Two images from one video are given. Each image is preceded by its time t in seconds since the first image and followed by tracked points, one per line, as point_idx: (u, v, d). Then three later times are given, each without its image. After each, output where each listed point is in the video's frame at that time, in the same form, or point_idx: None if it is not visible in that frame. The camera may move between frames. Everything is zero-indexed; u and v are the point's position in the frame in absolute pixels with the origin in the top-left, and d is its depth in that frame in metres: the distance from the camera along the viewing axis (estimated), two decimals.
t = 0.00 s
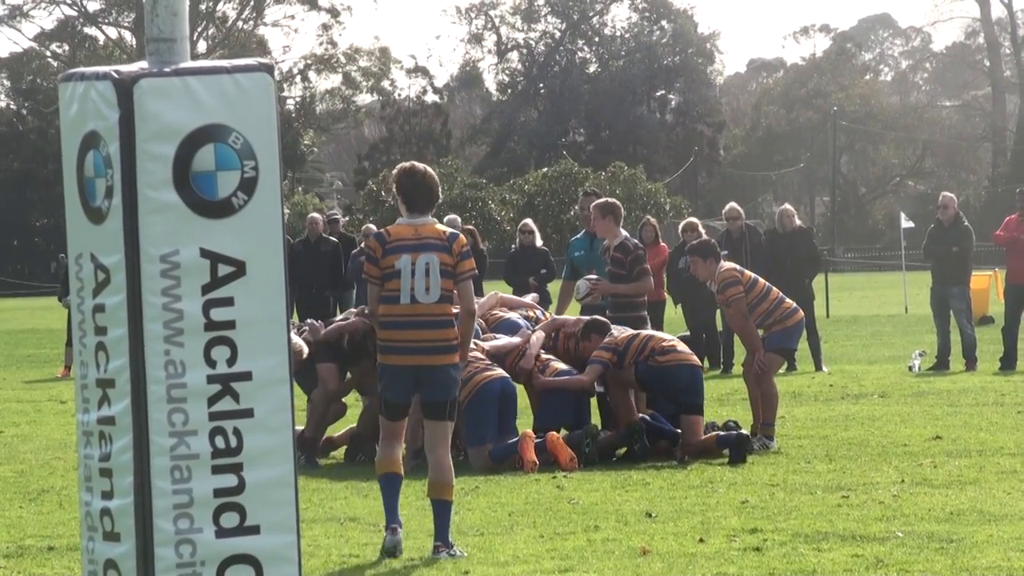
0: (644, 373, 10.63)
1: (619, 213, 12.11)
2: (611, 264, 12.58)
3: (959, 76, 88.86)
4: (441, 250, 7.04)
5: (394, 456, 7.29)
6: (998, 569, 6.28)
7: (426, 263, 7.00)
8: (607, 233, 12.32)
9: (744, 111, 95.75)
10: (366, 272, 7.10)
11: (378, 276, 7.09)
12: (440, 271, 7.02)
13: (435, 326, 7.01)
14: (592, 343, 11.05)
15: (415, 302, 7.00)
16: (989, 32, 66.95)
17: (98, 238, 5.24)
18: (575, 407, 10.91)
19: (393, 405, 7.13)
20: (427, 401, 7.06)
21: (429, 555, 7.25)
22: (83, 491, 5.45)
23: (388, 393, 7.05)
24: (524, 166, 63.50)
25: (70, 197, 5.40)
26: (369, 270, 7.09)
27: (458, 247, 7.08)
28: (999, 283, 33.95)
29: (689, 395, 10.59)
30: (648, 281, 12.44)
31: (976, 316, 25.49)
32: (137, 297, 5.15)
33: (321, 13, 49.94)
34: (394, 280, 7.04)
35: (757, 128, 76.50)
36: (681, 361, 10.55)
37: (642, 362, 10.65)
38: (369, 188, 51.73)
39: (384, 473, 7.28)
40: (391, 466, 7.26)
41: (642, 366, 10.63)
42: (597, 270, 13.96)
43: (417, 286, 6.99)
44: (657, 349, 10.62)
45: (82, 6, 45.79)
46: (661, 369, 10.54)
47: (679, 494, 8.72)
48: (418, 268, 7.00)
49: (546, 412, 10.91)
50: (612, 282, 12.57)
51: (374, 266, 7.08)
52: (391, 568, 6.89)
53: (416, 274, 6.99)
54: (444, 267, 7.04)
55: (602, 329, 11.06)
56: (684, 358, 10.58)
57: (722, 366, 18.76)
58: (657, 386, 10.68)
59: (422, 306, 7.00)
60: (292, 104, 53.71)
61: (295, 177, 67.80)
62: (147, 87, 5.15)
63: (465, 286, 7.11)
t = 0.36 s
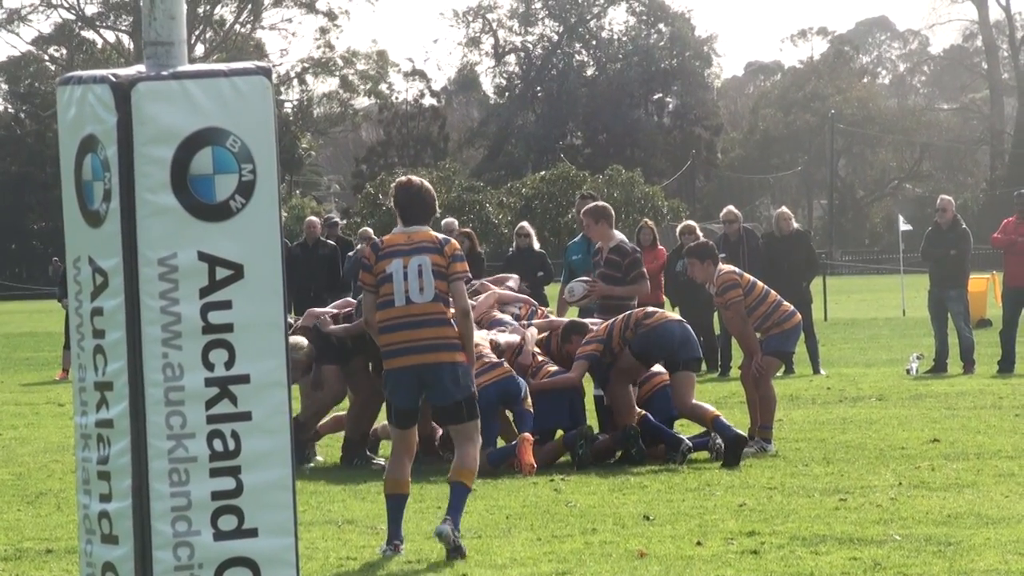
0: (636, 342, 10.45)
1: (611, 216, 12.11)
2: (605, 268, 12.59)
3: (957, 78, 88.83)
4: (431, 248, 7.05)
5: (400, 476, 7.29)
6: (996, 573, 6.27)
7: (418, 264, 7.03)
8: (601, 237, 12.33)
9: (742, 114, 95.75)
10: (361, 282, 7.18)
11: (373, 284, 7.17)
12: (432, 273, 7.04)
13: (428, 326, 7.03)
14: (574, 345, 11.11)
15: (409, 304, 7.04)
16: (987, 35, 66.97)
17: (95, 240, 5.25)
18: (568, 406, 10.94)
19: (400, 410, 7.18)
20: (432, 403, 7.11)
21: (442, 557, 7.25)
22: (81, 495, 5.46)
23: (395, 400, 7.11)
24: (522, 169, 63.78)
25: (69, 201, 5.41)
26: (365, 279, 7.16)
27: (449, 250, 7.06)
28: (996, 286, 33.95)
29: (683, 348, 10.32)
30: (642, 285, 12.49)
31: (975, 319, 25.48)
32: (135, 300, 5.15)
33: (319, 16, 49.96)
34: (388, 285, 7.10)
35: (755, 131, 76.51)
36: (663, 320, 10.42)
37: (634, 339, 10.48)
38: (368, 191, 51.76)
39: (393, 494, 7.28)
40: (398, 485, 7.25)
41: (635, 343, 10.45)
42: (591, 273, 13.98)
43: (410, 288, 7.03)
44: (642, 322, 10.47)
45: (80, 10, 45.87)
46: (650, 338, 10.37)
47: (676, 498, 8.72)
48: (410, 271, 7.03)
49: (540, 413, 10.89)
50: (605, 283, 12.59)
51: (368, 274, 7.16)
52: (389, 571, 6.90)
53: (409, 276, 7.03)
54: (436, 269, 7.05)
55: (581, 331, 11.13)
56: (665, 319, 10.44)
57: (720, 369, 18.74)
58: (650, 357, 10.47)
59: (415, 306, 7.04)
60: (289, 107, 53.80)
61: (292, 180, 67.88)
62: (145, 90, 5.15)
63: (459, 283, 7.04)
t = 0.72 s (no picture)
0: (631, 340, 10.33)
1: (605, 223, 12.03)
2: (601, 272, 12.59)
3: (956, 81, 88.88)
4: (465, 265, 7.49)
5: (409, 481, 7.38)
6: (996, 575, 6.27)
7: (452, 276, 7.39)
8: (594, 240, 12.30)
9: (741, 116, 95.76)
10: (389, 300, 7.50)
11: (402, 300, 7.47)
12: (465, 284, 7.41)
13: (465, 331, 7.32)
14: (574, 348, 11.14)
15: (443, 310, 7.32)
16: (986, 38, 66.97)
17: (95, 243, 5.25)
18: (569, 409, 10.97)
19: (422, 415, 7.34)
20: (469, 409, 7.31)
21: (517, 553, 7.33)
22: (80, 497, 5.46)
23: (422, 406, 7.30)
24: (521, 172, 64.04)
25: (69, 205, 5.41)
26: (393, 297, 7.47)
27: (477, 278, 7.51)
28: (995, 288, 33.95)
29: (676, 347, 10.24)
30: (637, 287, 12.48)
31: (973, 322, 25.50)
32: (135, 303, 5.16)
33: (318, 19, 49.97)
34: (421, 295, 7.37)
35: (754, 134, 76.55)
36: (654, 318, 10.32)
37: (628, 340, 10.39)
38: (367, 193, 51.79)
39: (399, 496, 7.36)
40: (408, 487, 7.36)
41: (629, 343, 10.34)
42: (590, 276, 13.98)
43: (444, 294, 7.34)
44: (636, 321, 10.38)
45: (79, 13, 45.92)
46: (643, 336, 10.26)
47: (676, 500, 8.72)
48: (446, 283, 7.36)
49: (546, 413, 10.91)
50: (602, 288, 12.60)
51: (398, 291, 7.46)
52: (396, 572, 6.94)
53: (444, 286, 7.36)
54: (469, 283, 7.45)
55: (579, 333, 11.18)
56: (657, 318, 10.33)
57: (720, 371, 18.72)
58: (647, 357, 10.32)
59: (449, 311, 7.31)
60: (289, 111, 53.85)
61: (290, 183, 67.89)
62: (144, 93, 5.15)
63: (488, 303, 7.56)
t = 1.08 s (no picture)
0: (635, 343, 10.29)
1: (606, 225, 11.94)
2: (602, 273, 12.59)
3: (957, 83, 88.91)
4: (484, 286, 7.71)
5: (413, 486, 7.32)
6: None
7: (469, 290, 7.57)
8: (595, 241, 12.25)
9: (743, 117, 95.79)
10: (409, 322, 7.70)
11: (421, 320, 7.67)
12: (483, 298, 7.59)
13: (480, 333, 7.44)
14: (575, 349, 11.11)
15: (459, 315, 7.46)
16: (988, 40, 66.91)
17: (96, 242, 5.25)
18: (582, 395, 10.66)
19: (434, 420, 7.39)
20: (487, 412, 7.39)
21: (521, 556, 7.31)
22: (81, 496, 5.45)
23: (436, 409, 7.37)
24: (523, 173, 64.13)
25: (70, 204, 5.40)
26: (413, 318, 7.67)
27: (494, 299, 7.71)
28: (997, 290, 33.96)
29: (680, 350, 10.24)
30: (636, 288, 12.47)
31: (975, 323, 25.50)
32: (136, 302, 5.15)
33: (319, 19, 49.93)
34: (437, 308, 7.54)
35: (755, 135, 76.56)
36: (658, 322, 10.26)
37: (633, 342, 10.32)
38: (368, 193, 51.85)
39: (403, 502, 7.30)
40: (412, 492, 7.29)
41: (633, 349, 10.30)
42: (590, 276, 13.96)
43: (461, 302, 7.50)
44: (641, 323, 10.32)
45: (80, 12, 45.90)
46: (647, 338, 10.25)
47: (676, 501, 8.72)
48: (463, 295, 7.53)
49: (553, 395, 10.61)
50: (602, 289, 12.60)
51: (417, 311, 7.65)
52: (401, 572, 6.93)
53: (460, 297, 7.52)
54: (487, 300, 7.63)
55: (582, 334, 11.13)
56: (664, 321, 10.26)
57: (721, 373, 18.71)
58: (652, 360, 10.31)
59: (466, 317, 7.46)
60: (290, 110, 53.87)
61: (291, 182, 67.91)
62: (146, 92, 5.15)
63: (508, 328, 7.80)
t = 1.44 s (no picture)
0: (637, 340, 10.48)
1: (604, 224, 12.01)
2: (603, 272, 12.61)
3: (957, 82, 88.91)
4: (482, 291, 7.73)
5: (408, 484, 7.33)
6: None
7: (464, 295, 7.60)
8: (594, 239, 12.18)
9: (743, 116, 95.79)
10: (406, 326, 7.73)
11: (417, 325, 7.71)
12: (478, 302, 7.61)
13: (471, 332, 7.45)
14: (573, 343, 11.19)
15: (452, 316, 7.48)
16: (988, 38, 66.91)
17: (96, 243, 5.25)
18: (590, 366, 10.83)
19: (425, 418, 7.41)
20: (478, 411, 7.38)
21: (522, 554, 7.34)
22: (81, 497, 5.46)
23: (428, 408, 7.38)
24: (523, 173, 64.03)
25: (70, 204, 5.41)
26: (410, 321, 7.70)
27: (491, 305, 7.69)
28: (998, 289, 33.92)
29: (682, 346, 10.28)
30: (639, 286, 12.42)
31: (975, 321, 25.51)
32: (135, 305, 5.16)
33: (319, 18, 49.96)
34: (432, 310, 7.58)
35: (756, 134, 76.57)
36: (659, 319, 10.42)
37: (634, 338, 10.53)
38: (369, 193, 51.86)
39: (398, 500, 7.31)
40: (407, 491, 7.30)
41: (634, 344, 10.50)
42: (592, 276, 13.98)
43: (455, 304, 7.53)
44: (643, 319, 10.51)
45: (80, 13, 45.93)
46: (648, 335, 10.40)
47: (677, 500, 8.72)
48: (458, 298, 7.56)
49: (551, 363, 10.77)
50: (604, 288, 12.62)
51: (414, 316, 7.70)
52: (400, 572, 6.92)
53: (454, 300, 7.55)
54: (485, 305, 7.65)
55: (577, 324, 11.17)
56: (666, 317, 10.41)
57: (721, 372, 18.70)
58: (653, 356, 10.47)
59: (458, 317, 7.48)
60: (290, 111, 53.95)
61: (292, 182, 67.95)
62: (145, 93, 5.16)
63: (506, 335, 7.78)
